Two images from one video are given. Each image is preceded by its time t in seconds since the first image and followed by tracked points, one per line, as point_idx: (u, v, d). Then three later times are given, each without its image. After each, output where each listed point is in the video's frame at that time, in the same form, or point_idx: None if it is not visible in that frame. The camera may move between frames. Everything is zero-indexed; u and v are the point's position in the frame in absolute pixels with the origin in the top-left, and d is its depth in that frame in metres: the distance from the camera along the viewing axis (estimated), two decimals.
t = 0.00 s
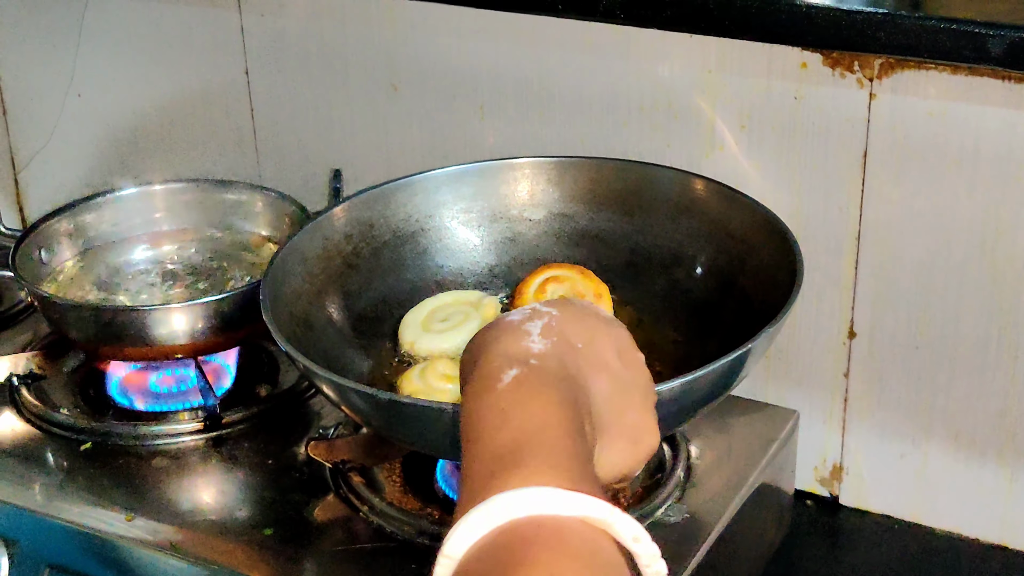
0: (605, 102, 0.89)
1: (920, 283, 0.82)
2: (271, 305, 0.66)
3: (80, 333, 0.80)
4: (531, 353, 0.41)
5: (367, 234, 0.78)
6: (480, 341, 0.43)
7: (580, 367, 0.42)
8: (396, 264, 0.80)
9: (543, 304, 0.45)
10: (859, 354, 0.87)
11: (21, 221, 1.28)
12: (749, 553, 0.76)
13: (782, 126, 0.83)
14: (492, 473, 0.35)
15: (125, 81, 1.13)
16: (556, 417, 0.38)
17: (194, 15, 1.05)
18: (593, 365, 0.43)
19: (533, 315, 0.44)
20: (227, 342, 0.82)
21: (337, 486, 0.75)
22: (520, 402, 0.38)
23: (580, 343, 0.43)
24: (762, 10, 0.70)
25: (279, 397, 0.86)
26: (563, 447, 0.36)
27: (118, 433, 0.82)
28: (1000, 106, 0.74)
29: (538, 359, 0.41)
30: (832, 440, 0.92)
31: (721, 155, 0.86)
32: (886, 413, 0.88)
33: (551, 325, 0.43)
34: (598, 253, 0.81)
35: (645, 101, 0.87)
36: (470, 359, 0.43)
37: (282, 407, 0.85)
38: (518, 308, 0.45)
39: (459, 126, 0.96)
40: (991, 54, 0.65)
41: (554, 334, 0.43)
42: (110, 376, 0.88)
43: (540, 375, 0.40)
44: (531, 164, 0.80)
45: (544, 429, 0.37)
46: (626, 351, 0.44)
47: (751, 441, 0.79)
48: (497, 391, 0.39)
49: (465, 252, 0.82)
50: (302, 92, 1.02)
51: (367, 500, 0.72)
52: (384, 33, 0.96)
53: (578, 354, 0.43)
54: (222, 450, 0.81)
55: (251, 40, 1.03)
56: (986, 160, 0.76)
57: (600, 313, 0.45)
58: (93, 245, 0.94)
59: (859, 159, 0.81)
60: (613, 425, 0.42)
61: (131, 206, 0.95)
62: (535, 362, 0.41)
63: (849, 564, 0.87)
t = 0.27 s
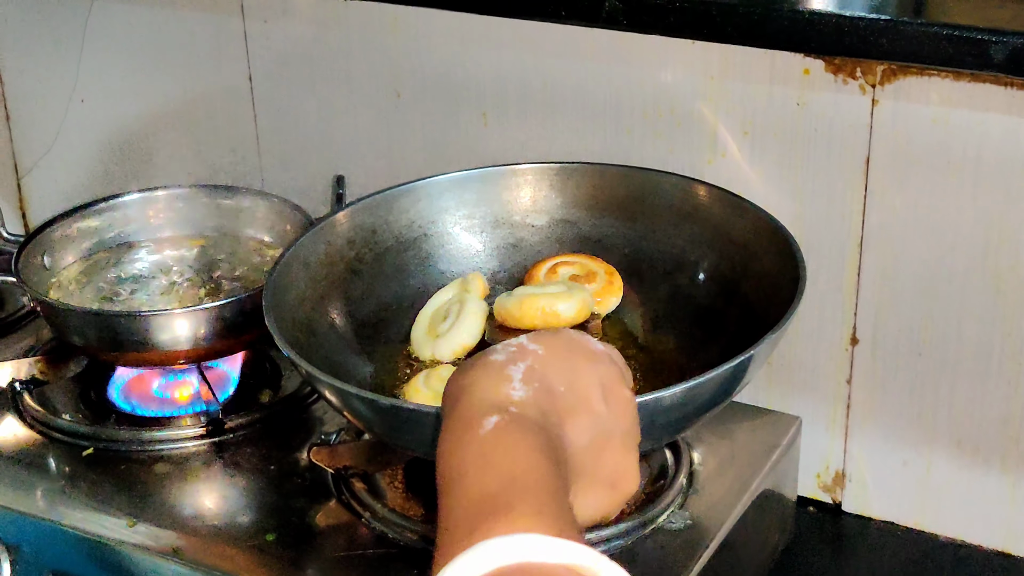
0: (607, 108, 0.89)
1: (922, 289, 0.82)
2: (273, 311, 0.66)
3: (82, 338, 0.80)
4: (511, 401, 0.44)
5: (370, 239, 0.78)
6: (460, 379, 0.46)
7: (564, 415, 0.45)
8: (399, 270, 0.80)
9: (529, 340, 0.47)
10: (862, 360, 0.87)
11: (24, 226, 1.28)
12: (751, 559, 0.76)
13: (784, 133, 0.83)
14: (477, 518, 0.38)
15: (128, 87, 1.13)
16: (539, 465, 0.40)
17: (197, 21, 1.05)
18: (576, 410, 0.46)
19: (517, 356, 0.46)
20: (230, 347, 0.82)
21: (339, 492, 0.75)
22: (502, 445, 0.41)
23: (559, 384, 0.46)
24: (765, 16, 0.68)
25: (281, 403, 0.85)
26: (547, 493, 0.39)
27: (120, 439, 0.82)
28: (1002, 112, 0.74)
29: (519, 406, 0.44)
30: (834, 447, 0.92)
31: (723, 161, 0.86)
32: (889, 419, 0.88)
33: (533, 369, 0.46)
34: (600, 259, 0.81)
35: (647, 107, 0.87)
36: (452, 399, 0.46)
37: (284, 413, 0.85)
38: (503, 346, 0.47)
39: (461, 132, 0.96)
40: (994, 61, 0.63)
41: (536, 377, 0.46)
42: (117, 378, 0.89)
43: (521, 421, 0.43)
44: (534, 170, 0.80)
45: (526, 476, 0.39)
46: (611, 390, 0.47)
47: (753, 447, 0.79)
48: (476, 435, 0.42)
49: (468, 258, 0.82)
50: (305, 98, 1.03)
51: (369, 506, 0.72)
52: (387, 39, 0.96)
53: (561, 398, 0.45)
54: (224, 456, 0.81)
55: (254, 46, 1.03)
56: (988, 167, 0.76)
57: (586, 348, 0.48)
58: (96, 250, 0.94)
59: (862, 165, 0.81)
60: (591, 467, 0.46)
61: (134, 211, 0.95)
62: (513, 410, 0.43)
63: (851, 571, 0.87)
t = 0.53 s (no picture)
0: (608, 113, 0.89)
1: (922, 294, 0.82)
2: (274, 316, 0.66)
3: (84, 343, 0.80)
4: (529, 448, 0.43)
5: (371, 245, 0.78)
6: (478, 421, 0.45)
7: (581, 456, 0.44)
8: (400, 276, 0.80)
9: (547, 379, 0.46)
10: (862, 366, 0.87)
11: (26, 231, 1.28)
12: (752, 564, 0.76)
13: (784, 138, 0.83)
14: None
15: (130, 92, 1.14)
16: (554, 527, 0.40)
17: (199, 27, 1.05)
18: (596, 449, 0.45)
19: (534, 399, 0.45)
20: (231, 353, 0.83)
21: (339, 497, 0.75)
22: (511, 516, 0.40)
23: (576, 423, 0.45)
24: (764, 23, 0.68)
25: (282, 408, 0.86)
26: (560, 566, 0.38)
27: (121, 443, 0.82)
28: (1002, 118, 0.74)
29: (537, 454, 0.43)
30: (834, 452, 0.92)
31: (724, 166, 0.87)
32: (890, 425, 0.88)
33: (551, 411, 0.45)
34: (601, 265, 0.81)
35: (648, 113, 0.88)
36: (468, 439, 0.45)
37: (285, 418, 0.85)
38: (522, 387, 0.46)
39: (462, 138, 0.97)
40: (993, 68, 0.63)
41: (553, 419, 0.45)
42: (113, 385, 0.88)
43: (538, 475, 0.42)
44: (535, 177, 0.81)
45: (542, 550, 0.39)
46: (628, 429, 0.46)
47: (753, 451, 0.79)
48: (494, 489, 0.41)
49: (468, 263, 0.82)
50: (306, 104, 1.03)
51: (369, 511, 0.72)
52: (388, 45, 0.96)
53: (581, 439, 0.45)
54: (225, 461, 0.81)
55: (255, 51, 1.03)
56: (988, 173, 0.76)
57: (603, 383, 0.47)
58: (97, 256, 0.94)
59: (862, 171, 0.81)
60: (612, 509, 0.45)
61: (136, 217, 0.95)
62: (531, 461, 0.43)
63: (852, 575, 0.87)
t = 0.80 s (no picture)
0: (603, 119, 0.90)
1: (916, 299, 0.82)
2: (269, 320, 0.66)
3: (79, 347, 0.80)
4: (523, 474, 0.53)
5: (366, 249, 0.78)
6: (472, 451, 0.54)
7: (573, 477, 0.54)
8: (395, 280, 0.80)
9: (532, 401, 0.56)
10: (855, 371, 0.87)
11: (22, 234, 1.28)
12: (745, 569, 0.76)
13: (779, 144, 0.83)
14: None
15: (126, 96, 1.14)
16: (553, 533, 0.52)
17: (196, 31, 1.06)
18: (584, 466, 0.55)
19: (522, 427, 0.55)
20: (226, 357, 0.83)
21: (333, 501, 0.75)
22: (518, 530, 0.52)
23: (562, 448, 0.55)
24: (759, 28, 0.68)
25: (276, 412, 0.86)
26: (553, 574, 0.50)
27: (116, 447, 0.82)
28: (995, 125, 0.75)
29: (531, 480, 0.53)
30: (828, 457, 0.92)
31: (718, 172, 0.87)
32: (883, 430, 0.88)
33: (538, 434, 0.55)
34: (596, 270, 0.81)
35: (643, 118, 0.88)
36: (461, 472, 0.54)
37: (280, 422, 0.85)
38: (507, 411, 0.56)
39: (458, 142, 0.97)
40: (985, 73, 0.63)
41: (541, 445, 0.54)
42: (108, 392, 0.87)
43: (537, 496, 0.53)
44: (530, 182, 0.81)
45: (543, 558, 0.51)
46: (614, 443, 0.56)
47: (746, 456, 0.79)
48: (490, 516, 0.52)
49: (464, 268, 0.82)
50: (303, 108, 1.03)
51: (363, 515, 0.72)
52: (385, 50, 0.96)
53: (570, 462, 0.54)
54: (219, 465, 0.81)
55: (252, 56, 1.04)
56: (982, 179, 0.76)
57: (587, 397, 0.56)
58: (92, 259, 0.94)
59: (856, 177, 0.81)
60: (604, 516, 0.55)
61: (131, 221, 0.96)
62: (525, 487, 0.53)
63: None
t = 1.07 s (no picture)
0: (602, 123, 0.90)
1: (913, 305, 0.83)
2: (269, 320, 0.67)
3: (78, 347, 0.80)
4: (405, 413, 0.51)
5: (366, 252, 0.79)
6: (366, 423, 0.52)
7: (459, 389, 0.53)
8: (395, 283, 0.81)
9: (398, 348, 0.56)
10: (852, 376, 0.88)
11: (21, 235, 1.28)
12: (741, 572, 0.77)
13: (777, 150, 0.84)
14: None
15: (127, 98, 1.14)
16: (452, 441, 0.49)
17: (197, 33, 1.06)
18: (477, 375, 0.53)
19: (394, 374, 0.54)
20: (225, 357, 0.83)
21: (332, 501, 0.75)
22: (408, 452, 0.48)
23: (436, 372, 0.53)
24: (758, 34, 0.69)
25: (275, 413, 0.86)
26: (461, 501, 0.46)
27: (114, 447, 0.82)
28: (993, 131, 0.75)
29: (413, 416, 0.51)
30: (824, 461, 0.92)
31: (717, 177, 0.87)
32: (879, 435, 0.88)
33: (411, 374, 0.53)
34: (594, 274, 0.82)
35: (642, 123, 0.88)
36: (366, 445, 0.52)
37: (278, 423, 0.86)
38: (381, 369, 0.54)
39: (458, 146, 0.97)
40: (983, 80, 0.63)
41: (414, 380, 0.53)
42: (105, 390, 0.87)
43: (422, 425, 0.50)
44: (529, 185, 0.81)
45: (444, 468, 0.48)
46: (499, 340, 0.56)
47: (743, 460, 0.79)
48: (380, 473, 0.48)
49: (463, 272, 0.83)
50: (303, 110, 1.03)
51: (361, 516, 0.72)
52: (385, 53, 0.97)
53: (455, 375, 0.53)
54: (218, 465, 0.81)
55: (253, 58, 1.04)
56: (979, 185, 0.77)
57: (462, 314, 0.58)
58: (92, 259, 0.94)
59: (854, 183, 0.82)
60: (518, 410, 0.53)
61: (131, 221, 0.95)
62: (408, 427, 0.50)
63: None
